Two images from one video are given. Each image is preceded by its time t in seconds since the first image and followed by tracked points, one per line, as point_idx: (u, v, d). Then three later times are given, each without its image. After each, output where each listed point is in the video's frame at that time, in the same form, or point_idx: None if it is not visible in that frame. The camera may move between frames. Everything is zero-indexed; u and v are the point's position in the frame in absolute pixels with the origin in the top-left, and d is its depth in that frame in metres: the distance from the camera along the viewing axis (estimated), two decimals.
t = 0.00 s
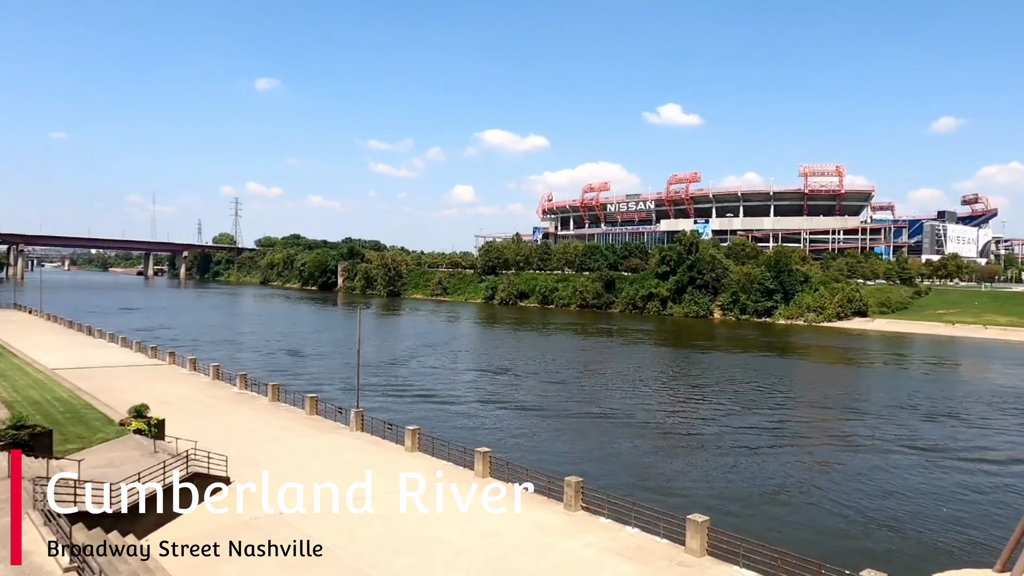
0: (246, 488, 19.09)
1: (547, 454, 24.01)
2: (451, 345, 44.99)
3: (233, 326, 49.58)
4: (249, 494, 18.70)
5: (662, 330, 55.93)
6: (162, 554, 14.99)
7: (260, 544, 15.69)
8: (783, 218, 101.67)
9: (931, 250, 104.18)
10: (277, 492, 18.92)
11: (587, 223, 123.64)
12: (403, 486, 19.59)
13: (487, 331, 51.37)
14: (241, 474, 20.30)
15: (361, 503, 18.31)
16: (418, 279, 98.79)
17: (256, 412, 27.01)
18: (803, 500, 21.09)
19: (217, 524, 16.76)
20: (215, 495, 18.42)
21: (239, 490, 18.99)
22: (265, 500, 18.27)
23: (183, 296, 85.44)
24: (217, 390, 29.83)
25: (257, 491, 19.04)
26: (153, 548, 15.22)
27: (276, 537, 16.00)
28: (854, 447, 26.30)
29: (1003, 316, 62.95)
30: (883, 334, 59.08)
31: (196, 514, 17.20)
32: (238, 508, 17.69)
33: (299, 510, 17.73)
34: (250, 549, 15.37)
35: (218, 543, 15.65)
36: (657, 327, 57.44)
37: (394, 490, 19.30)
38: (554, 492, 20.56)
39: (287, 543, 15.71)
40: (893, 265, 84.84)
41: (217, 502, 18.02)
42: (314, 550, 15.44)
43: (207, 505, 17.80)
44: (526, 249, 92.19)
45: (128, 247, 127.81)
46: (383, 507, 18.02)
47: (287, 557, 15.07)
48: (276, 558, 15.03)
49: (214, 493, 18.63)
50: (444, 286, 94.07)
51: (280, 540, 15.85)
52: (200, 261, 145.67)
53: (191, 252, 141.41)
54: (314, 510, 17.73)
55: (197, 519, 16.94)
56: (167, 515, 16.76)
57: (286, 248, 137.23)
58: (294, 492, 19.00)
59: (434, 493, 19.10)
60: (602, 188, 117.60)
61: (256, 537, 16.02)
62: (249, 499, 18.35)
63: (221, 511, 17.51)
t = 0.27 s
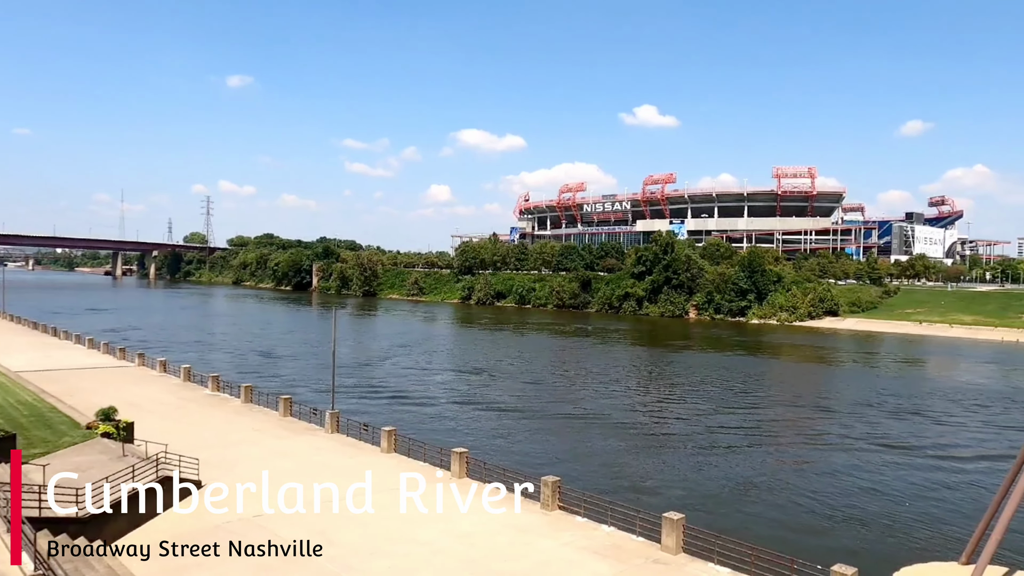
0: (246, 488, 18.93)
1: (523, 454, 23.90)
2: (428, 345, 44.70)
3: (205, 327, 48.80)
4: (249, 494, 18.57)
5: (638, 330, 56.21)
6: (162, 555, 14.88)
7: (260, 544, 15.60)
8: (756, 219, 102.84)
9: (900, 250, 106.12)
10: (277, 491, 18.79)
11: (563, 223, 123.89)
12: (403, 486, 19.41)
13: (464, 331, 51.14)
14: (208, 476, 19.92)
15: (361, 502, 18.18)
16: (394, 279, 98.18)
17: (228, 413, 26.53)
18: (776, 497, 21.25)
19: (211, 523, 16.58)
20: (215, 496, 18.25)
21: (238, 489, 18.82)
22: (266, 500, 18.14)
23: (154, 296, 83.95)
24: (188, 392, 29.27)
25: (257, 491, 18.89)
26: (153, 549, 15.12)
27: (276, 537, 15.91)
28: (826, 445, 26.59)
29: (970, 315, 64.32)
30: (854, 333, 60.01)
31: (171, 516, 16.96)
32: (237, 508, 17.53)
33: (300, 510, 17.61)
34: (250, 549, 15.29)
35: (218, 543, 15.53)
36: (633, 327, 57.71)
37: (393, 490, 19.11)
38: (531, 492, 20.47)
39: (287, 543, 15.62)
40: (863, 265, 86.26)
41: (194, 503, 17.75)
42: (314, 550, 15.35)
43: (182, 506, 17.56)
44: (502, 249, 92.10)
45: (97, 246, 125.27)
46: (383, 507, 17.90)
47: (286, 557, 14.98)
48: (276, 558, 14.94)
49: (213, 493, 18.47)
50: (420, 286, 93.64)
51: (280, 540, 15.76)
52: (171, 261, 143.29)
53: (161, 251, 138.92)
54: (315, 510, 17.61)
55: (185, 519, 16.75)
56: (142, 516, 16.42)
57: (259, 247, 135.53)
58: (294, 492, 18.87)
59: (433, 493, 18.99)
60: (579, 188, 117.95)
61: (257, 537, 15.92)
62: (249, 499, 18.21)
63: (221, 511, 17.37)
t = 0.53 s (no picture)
0: (246, 487, 19.05)
1: (499, 454, 24.11)
2: (405, 345, 44.73)
3: (179, 327, 48.38)
4: (250, 494, 18.71)
5: (615, 329, 56.69)
6: (162, 555, 14.98)
7: (260, 544, 15.78)
8: (733, 219, 103.98)
9: (873, 250, 107.92)
10: (277, 491, 18.92)
11: (541, 222, 124.24)
12: (403, 486, 19.54)
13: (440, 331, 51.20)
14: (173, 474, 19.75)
15: (361, 503, 18.35)
16: (371, 278, 97.87)
17: (203, 415, 26.42)
18: (749, 495, 21.66)
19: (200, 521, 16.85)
20: (215, 496, 18.37)
21: (238, 489, 18.95)
22: (266, 499, 18.27)
23: (126, 295, 82.85)
24: (163, 393, 29.08)
25: (257, 491, 19.01)
26: (153, 549, 15.20)
27: (275, 537, 16.09)
28: (797, 443, 27.11)
29: (940, 314, 65.68)
30: (828, 332, 61.01)
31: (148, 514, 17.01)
32: (238, 508, 17.69)
33: (300, 510, 17.76)
34: (250, 550, 15.46)
35: (218, 543, 15.69)
36: (609, 327, 58.17)
37: (393, 491, 19.23)
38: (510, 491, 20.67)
39: (287, 543, 15.81)
40: (837, 265, 87.68)
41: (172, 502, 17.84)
42: (314, 551, 15.54)
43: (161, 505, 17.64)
44: (480, 249, 92.28)
45: (67, 245, 123.30)
46: (383, 508, 18.05)
47: (286, 557, 15.17)
48: (276, 558, 15.13)
49: (213, 493, 18.60)
50: (397, 285, 93.46)
51: (280, 540, 15.95)
52: (144, 260, 141.47)
53: (133, 250, 137.25)
54: (314, 511, 17.77)
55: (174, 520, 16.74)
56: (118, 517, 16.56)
57: (234, 246, 134.21)
58: (293, 491, 19.01)
59: (434, 493, 19.13)
60: (557, 188, 118.38)
61: (257, 537, 16.10)
62: (249, 499, 18.34)
63: (221, 511, 17.50)
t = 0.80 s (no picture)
0: (246, 488, 19.03)
1: (476, 455, 23.96)
2: (381, 345, 44.33)
3: (149, 329, 47.47)
4: (250, 494, 18.70)
5: (592, 328, 56.85)
6: (163, 555, 15.00)
7: (260, 544, 15.75)
8: (707, 218, 104.94)
9: (844, 249, 109.56)
10: (277, 491, 18.90)
11: (517, 222, 124.28)
12: (404, 485, 19.45)
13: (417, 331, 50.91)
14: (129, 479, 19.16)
15: (361, 503, 18.25)
16: (346, 279, 97.11)
17: (174, 418, 25.94)
18: (725, 491, 21.79)
19: (179, 523, 16.61)
20: (215, 496, 18.38)
21: (238, 489, 18.95)
22: (265, 500, 18.25)
23: (94, 298, 81.22)
24: (132, 397, 28.48)
25: (257, 491, 19.00)
26: (153, 549, 15.23)
27: (276, 537, 16.05)
28: (771, 439, 27.37)
29: (909, 311, 66.87)
30: (800, 330, 61.82)
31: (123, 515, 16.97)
32: (238, 508, 17.68)
33: (300, 510, 17.72)
34: (250, 550, 15.44)
35: (218, 543, 15.68)
36: (586, 326, 58.32)
37: (394, 490, 19.13)
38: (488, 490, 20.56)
39: (287, 543, 15.76)
40: (810, 263, 88.88)
41: (150, 503, 17.84)
42: (314, 550, 15.49)
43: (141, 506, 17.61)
44: (456, 249, 92.03)
45: (33, 246, 120.63)
46: (384, 507, 17.99)
47: (287, 557, 15.12)
48: (276, 558, 15.08)
49: (213, 493, 18.61)
50: (373, 286, 92.82)
51: (279, 540, 15.91)
52: (112, 261, 138.90)
53: (102, 251, 134.76)
54: (314, 510, 17.72)
55: (161, 520, 16.74)
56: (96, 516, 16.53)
57: (206, 247, 132.33)
58: (293, 492, 18.96)
59: (435, 493, 19.02)
60: (533, 187, 118.47)
61: (258, 537, 16.08)
62: (249, 499, 18.32)
63: (221, 510, 17.51)
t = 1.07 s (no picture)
0: (246, 488, 18.86)
1: (454, 454, 23.68)
2: (358, 345, 43.82)
3: (120, 330, 46.45)
4: (250, 493, 18.51)
5: (571, 327, 56.80)
6: (162, 555, 14.86)
7: (260, 544, 15.57)
8: (685, 217, 105.58)
9: (819, 248, 110.84)
10: (277, 491, 18.66)
11: (496, 221, 124.02)
12: (405, 485, 19.22)
13: (395, 331, 50.44)
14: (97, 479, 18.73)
15: (362, 502, 18.00)
16: (323, 278, 96.13)
17: (146, 419, 25.38)
18: (704, 487, 21.79)
19: (155, 527, 16.27)
20: (215, 496, 18.21)
21: (238, 490, 18.77)
22: (265, 500, 18.03)
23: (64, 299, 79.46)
24: (102, 399, 27.77)
25: (257, 491, 18.81)
26: (153, 549, 15.10)
27: (276, 537, 15.85)
28: (748, 436, 27.47)
29: (882, 309, 67.84)
30: (777, 327, 62.38)
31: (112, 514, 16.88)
32: (237, 508, 17.49)
33: (299, 510, 17.46)
34: (250, 549, 15.27)
35: (218, 543, 15.53)
36: (565, 324, 58.26)
37: (394, 490, 18.91)
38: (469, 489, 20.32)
39: (287, 542, 15.56)
40: (785, 261, 89.76)
41: (123, 507, 17.41)
42: (314, 550, 15.28)
43: (130, 506, 17.43)
44: (434, 248, 91.57)
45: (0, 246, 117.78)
46: (384, 507, 17.70)
47: (286, 557, 14.93)
48: (275, 558, 14.89)
49: (213, 493, 18.46)
50: (350, 285, 91.97)
51: (279, 540, 15.71)
52: (82, 261, 136.13)
53: (72, 250, 131.95)
54: (314, 510, 17.45)
55: (156, 520, 16.64)
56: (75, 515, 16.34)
57: (179, 246, 130.22)
58: (293, 491, 18.72)
59: (436, 493, 18.78)
60: (511, 186, 118.27)
61: (257, 536, 15.89)
62: (249, 499, 18.13)
63: (220, 511, 17.35)
